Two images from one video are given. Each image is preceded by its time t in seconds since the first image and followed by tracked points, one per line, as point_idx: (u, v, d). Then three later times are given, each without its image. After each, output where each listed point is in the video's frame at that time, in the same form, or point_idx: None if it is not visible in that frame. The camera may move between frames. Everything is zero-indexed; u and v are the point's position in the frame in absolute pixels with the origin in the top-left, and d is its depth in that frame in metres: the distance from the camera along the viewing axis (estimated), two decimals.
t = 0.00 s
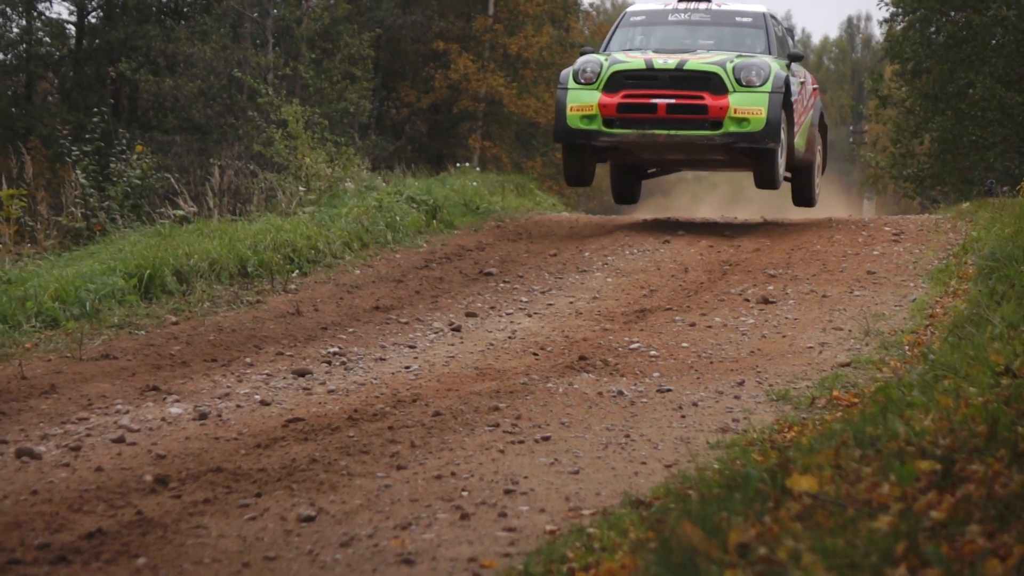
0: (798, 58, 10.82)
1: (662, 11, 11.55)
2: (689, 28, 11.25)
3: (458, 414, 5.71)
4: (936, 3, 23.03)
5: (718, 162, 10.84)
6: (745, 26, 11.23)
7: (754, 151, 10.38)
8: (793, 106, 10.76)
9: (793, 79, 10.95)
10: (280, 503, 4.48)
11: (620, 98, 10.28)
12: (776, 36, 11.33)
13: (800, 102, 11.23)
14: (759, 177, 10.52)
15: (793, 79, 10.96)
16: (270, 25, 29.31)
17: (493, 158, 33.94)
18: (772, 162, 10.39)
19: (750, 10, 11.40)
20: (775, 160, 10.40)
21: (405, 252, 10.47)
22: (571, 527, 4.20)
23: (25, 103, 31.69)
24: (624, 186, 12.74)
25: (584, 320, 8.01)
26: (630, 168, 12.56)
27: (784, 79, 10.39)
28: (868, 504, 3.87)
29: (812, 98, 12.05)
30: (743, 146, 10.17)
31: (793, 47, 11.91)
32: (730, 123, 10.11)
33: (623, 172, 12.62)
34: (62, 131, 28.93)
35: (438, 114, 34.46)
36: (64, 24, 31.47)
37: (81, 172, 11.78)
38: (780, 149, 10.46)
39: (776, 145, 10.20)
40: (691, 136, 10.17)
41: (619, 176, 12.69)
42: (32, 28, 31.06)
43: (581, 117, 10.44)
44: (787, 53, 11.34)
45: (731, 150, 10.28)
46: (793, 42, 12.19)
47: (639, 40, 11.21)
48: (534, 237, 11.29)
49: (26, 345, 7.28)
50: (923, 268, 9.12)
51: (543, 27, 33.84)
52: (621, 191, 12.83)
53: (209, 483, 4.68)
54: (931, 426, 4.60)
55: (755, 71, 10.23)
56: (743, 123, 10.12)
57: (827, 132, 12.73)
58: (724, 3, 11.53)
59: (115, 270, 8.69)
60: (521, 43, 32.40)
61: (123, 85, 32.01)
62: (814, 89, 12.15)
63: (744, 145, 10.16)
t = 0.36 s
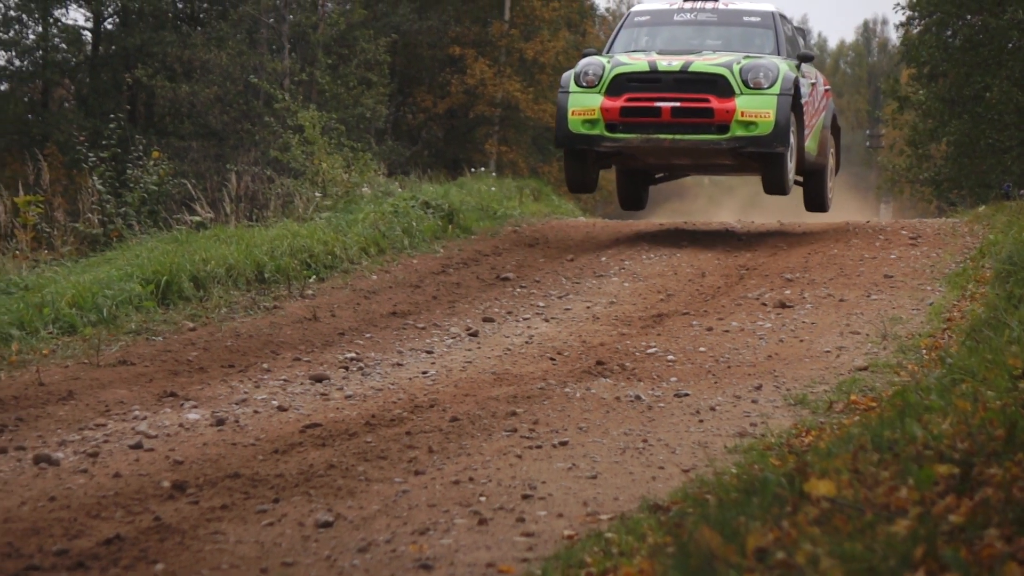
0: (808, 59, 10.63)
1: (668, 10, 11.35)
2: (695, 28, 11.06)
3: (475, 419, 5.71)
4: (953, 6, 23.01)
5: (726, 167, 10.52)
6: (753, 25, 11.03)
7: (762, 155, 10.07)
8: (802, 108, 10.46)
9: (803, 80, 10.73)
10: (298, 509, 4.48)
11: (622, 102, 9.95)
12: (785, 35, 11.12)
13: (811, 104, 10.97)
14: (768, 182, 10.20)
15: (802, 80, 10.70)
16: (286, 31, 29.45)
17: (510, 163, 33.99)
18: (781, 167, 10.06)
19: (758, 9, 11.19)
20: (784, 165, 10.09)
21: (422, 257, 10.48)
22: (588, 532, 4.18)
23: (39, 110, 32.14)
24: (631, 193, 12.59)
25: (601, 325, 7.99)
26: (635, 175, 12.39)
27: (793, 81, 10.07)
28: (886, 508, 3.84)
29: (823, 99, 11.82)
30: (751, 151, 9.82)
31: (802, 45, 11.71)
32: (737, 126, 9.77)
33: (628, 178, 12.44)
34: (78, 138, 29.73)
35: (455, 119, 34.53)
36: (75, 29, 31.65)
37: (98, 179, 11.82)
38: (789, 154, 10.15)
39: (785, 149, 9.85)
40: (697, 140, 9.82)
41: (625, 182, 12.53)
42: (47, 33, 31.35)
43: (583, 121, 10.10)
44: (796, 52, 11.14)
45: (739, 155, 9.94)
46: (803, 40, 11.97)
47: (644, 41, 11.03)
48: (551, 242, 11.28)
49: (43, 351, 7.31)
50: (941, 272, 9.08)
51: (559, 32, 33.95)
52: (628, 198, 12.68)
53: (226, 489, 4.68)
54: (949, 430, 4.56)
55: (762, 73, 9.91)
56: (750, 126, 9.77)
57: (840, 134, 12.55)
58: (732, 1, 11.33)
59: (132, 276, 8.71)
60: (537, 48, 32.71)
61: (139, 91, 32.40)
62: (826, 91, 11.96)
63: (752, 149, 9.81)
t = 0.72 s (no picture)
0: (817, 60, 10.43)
1: (671, 10, 11.18)
2: (700, 29, 10.86)
3: (491, 422, 5.70)
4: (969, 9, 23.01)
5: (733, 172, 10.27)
6: (759, 25, 10.83)
7: (768, 160, 9.77)
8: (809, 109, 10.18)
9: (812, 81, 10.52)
10: (315, 512, 4.48)
11: (623, 106, 9.73)
12: (793, 36, 10.92)
13: (819, 105, 10.77)
14: (774, 187, 9.91)
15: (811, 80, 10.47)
16: (302, 35, 29.59)
17: (525, 166, 34.03)
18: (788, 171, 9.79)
19: (765, 9, 10.99)
20: (791, 171, 9.81)
21: (438, 261, 10.47)
22: (605, 535, 4.17)
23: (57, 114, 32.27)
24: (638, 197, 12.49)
25: (617, 327, 7.98)
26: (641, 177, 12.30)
27: (800, 82, 9.78)
28: (903, 510, 3.82)
29: (834, 100, 11.65)
30: (756, 155, 9.55)
31: (810, 44, 11.51)
32: (741, 130, 9.51)
33: (633, 183, 12.36)
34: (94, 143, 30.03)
35: (470, 122, 34.58)
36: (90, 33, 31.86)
37: (114, 183, 11.87)
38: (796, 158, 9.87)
39: (792, 153, 9.58)
40: (700, 145, 9.59)
41: (629, 188, 12.44)
42: (63, 38, 31.51)
43: (583, 126, 9.89)
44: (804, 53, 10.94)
45: (744, 159, 9.67)
46: (810, 41, 11.78)
47: (648, 42, 10.83)
48: (566, 245, 11.27)
49: (60, 355, 7.34)
50: (957, 274, 9.04)
51: (574, 36, 34.03)
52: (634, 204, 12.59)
53: (243, 493, 4.68)
54: (966, 432, 4.52)
55: (769, 74, 9.62)
56: (755, 130, 9.52)
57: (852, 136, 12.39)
58: (737, 1, 11.14)
59: (148, 280, 8.74)
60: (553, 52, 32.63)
61: (154, 96, 32.57)
62: (836, 92, 11.79)
63: (757, 153, 9.54)
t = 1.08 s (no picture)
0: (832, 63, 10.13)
1: (681, 12, 10.92)
2: (711, 31, 10.59)
3: (515, 426, 5.69)
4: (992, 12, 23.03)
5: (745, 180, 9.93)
6: (771, 27, 10.52)
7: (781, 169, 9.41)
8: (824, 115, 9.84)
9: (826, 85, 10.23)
10: (338, 516, 4.47)
11: (629, 111, 9.33)
12: (807, 37, 10.59)
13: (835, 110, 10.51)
14: (787, 197, 9.57)
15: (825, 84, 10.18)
16: (324, 39, 29.71)
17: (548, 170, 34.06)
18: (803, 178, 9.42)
19: (778, 10, 10.68)
20: (806, 179, 9.48)
21: (461, 265, 10.48)
22: (629, 538, 4.16)
23: (77, 119, 32.66)
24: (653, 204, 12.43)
25: (639, 331, 7.98)
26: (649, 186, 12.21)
27: (813, 87, 9.43)
28: (928, 515, 3.79)
29: (850, 106, 11.40)
30: (769, 162, 9.17)
31: (826, 46, 11.17)
32: (753, 136, 9.13)
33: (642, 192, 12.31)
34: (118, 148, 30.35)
35: (493, 126, 34.64)
36: (112, 37, 32.61)
37: (138, 188, 11.93)
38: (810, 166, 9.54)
39: (806, 160, 9.22)
40: (710, 152, 9.19)
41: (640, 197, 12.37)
42: (84, 42, 32.27)
43: (588, 132, 9.49)
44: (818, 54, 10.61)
45: (756, 167, 9.30)
46: (827, 42, 11.44)
47: (658, 46, 10.60)
48: (589, 249, 11.25)
49: (83, 359, 7.38)
50: (982, 277, 8.97)
51: (597, 39, 34.11)
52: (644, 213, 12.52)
53: (267, 497, 4.69)
54: (991, 436, 4.47)
55: (781, 78, 9.29)
56: (768, 136, 9.15)
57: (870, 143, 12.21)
58: (750, 2, 10.84)
59: (172, 284, 8.78)
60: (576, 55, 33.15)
61: (177, 100, 33.25)
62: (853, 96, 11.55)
63: (770, 161, 9.16)
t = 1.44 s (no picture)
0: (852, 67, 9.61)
1: (694, 15, 10.37)
2: (727, 35, 10.02)
3: (542, 430, 5.67)
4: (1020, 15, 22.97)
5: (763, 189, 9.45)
6: (790, 31, 9.94)
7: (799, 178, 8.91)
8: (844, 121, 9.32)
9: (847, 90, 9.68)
10: (366, 520, 4.47)
11: (640, 119, 8.89)
12: (827, 42, 10.02)
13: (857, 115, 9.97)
14: (804, 207, 9.05)
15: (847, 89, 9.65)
16: (351, 43, 29.84)
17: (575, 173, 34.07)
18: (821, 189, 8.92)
19: (797, 13, 10.10)
20: (824, 188, 8.95)
21: (488, 268, 10.47)
22: (657, 542, 4.13)
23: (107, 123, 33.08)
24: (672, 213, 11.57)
25: (666, 333, 7.96)
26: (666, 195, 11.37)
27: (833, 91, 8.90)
28: (957, 519, 3.76)
29: (874, 111, 10.86)
30: (785, 172, 8.68)
31: (848, 50, 10.59)
32: (768, 145, 8.66)
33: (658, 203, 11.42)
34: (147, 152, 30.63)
35: (521, 130, 34.69)
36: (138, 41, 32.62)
37: (166, 191, 12.01)
38: (829, 175, 9.02)
39: (824, 170, 8.72)
40: (724, 161, 8.74)
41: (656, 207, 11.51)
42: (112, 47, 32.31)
43: (597, 141, 9.05)
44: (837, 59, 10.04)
45: (772, 176, 8.81)
46: (849, 47, 10.87)
47: (670, 50, 10.05)
48: (617, 252, 11.22)
49: (112, 363, 7.42)
50: (1011, 280, 8.89)
51: (625, 43, 34.15)
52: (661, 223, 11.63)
53: (294, 500, 4.69)
54: (1019, 438, 4.42)
55: (798, 84, 8.77)
56: (784, 144, 8.67)
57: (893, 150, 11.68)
58: (767, 5, 10.29)
59: (200, 288, 8.83)
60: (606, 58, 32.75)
61: (205, 103, 33.53)
62: (875, 100, 11.01)
63: (786, 170, 8.67)
